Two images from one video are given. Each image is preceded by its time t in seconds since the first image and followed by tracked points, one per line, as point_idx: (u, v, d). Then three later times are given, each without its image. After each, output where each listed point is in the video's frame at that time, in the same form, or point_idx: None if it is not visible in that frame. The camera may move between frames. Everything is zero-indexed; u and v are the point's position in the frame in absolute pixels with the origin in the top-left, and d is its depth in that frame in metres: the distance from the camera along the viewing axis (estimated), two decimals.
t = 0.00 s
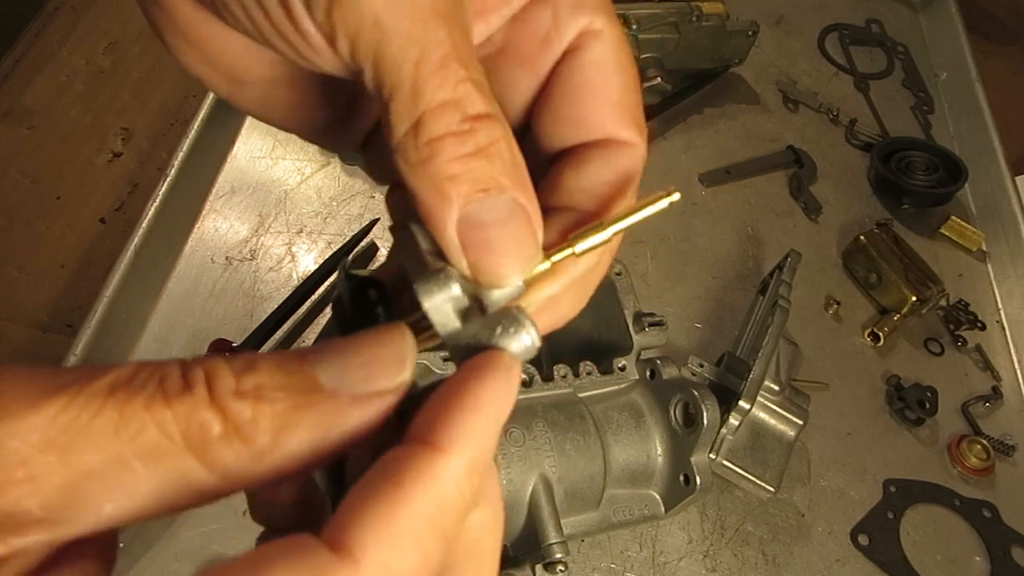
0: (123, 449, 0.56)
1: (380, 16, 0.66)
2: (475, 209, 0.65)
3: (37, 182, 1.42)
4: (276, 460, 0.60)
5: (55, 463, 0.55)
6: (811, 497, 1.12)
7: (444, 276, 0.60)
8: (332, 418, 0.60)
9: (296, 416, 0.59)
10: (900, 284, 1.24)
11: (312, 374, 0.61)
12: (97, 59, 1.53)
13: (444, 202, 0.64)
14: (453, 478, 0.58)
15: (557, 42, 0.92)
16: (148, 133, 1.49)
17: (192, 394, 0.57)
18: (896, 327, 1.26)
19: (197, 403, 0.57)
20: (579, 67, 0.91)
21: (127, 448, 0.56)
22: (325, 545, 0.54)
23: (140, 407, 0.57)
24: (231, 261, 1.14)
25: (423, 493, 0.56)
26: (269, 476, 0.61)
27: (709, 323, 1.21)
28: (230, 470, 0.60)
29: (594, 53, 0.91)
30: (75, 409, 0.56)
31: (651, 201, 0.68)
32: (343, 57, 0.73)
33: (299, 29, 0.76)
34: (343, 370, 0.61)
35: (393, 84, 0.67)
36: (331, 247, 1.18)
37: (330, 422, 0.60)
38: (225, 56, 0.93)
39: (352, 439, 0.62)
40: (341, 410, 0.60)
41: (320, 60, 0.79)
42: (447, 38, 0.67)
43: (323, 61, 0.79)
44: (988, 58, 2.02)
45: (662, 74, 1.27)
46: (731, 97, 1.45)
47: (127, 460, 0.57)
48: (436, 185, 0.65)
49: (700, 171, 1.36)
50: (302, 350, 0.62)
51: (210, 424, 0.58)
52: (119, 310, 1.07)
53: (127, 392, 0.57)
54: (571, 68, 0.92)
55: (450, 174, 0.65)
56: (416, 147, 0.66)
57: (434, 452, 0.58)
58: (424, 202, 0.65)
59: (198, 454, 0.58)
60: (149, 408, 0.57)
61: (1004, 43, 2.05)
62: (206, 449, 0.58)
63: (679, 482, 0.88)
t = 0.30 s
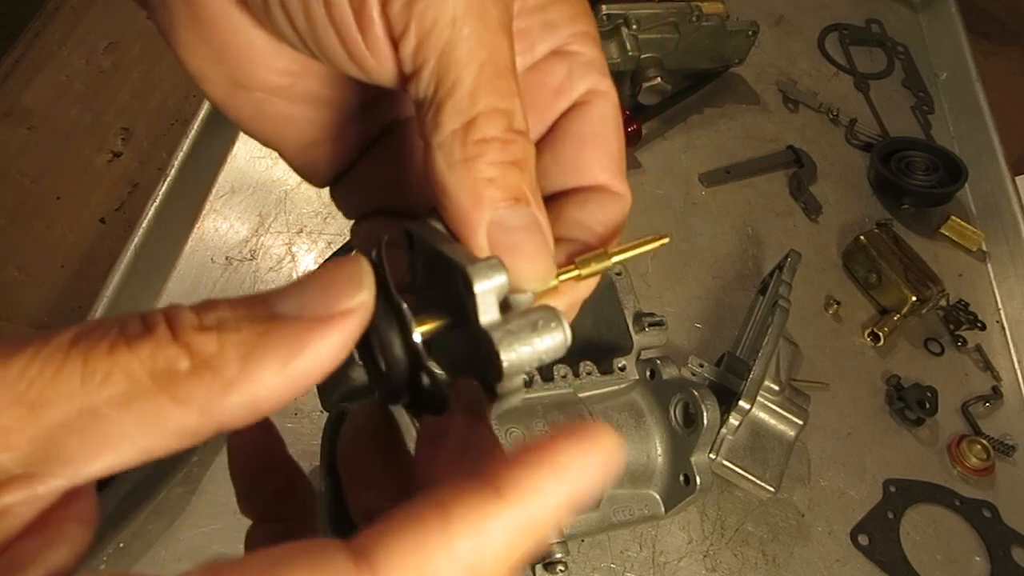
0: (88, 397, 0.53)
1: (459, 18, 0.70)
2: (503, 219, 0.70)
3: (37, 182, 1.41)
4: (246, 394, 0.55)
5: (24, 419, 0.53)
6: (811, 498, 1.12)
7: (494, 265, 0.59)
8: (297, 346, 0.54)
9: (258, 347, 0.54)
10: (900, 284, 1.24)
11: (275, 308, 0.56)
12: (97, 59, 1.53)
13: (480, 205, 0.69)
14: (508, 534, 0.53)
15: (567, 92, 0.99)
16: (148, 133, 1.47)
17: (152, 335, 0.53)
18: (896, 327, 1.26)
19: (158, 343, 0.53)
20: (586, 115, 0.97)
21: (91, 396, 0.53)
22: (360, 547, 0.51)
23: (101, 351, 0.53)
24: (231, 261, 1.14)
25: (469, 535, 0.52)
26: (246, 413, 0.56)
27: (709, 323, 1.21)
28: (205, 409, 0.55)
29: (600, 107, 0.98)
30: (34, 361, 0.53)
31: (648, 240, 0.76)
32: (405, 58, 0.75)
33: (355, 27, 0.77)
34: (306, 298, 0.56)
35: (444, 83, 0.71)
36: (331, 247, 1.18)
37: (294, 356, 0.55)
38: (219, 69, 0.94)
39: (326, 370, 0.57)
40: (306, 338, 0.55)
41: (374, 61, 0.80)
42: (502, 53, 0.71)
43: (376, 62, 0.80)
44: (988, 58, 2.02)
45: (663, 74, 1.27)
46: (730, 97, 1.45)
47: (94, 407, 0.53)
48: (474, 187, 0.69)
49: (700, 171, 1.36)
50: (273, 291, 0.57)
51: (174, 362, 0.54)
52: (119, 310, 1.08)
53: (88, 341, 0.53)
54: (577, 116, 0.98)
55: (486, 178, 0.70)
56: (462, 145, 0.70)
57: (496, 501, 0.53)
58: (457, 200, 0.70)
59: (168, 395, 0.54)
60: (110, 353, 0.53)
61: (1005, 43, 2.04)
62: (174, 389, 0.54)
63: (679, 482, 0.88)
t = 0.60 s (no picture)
0: (118, 311, 0.53)
1: (483, 42, 0.73)
2: (507, 238, 0.71)
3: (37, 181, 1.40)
4: (260, 300, 0.57)
5: (68, 330, 0.52)
6: (811, 497, 1.12)
7: (531, 277, 0.57)
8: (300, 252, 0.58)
9: (264, 255, 0.57)
10: (900, 284, 1.24)
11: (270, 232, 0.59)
12: (97, 59, 1.52)
13: (490, 222, 0.72)
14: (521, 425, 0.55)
15: (550, 136, 0.99)
16: (148, 133, 1.45)
17: (166, 254, 0.55)
18: (896, 328, 1.26)
19: (172, 260, 0.55)
20: (564, 160, 0.98)
21: (121, 309, 0.53)
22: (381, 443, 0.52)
23: (121, 271, 0.54)
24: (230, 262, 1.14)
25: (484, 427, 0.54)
26: (264, 319, 0.58)
27: (709, 323, 1.21)
28: (231, 312, 0.56)
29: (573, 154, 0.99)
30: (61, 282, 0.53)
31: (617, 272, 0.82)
32: (425, 73, 0.75)
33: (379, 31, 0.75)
34: (295, 214, 0.61)
35: (461, 101, 0.74)
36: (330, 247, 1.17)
37: (298, 262, 0.58)
38: (212, 62, 0.88)
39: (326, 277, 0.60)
40: (307, 245, 0.58)
41: (392, 73, 0.79)
42: (518, 79, 0.76)
43: (393, 76, 0.79)
44: (988, 58, 2.02)
45: (663, 74, 1.27)
46: (731, 97, 1.45)
47: (125, 319, 0.53)
48: (485, 204, 0.72)
49: (700, 171, 1.36)
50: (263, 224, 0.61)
51: (189, 275, 0.55)
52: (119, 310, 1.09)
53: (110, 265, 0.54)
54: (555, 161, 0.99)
55: (497, 196, 0.72)
56: (478, 162, 0.73)
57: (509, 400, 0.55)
58: (469, 214, 0.72)
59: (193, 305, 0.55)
60: (130, 271, 0.54)
61: (1004, 43, 2.04)
62: (195, 299, 0.55)
63: (679, 482, 0.88)
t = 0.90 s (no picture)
0: (156, 313, 0.55)
1: (494, 23, 0.77)
2: (513, 226, 0.74)
3: (37, 181, 1.40)
4: (291, 310, 0.60)
5: (106, 330, 0.53)
6: (811, 498, 1.12)
7: (542, 259, 0.59)
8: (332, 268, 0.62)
9: (298, 267, 0.61)
10: (900, 284, 1.24)
11: (301, 247, 0.63)
12: (97, 59, 1.52)
13: (501, 208, 0.74)
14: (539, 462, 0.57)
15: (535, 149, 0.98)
16: (148, 133, 1.45)
17: (204, 258, 0.58)
18: (896, 328, 1.26)
19: (211, 265, 0.58)
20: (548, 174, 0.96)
21: (159, 311, 0.55)
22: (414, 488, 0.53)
23: (161, 273, 0.56)
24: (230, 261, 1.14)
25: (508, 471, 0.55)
26: (291, 331, 0.61)
27: (709, 323, 1.21)
28: (264, 321, 0.58)
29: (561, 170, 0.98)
30: (103, 278, 0.54)
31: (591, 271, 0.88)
32: (438, 52, 0.78)
33: (387, 10, 0.78)
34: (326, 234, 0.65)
35: (476, 81, 0.76)
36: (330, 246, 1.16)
37: (329, 277, 0.62)
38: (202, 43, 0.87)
39: (351, 294, 0.64)
40: (338, 260, 0.62)
41: (397, 53, 0.81)
42: (527, 61, 0.79)
43: (399, 56, 0.81)
44: (989, 58, 2.02)
45: (663, 74, 1.27)
46: (731, 97, 1.45)
47: (164, 320, 0.55)
48: (495, 185, 0.74)
49: (700, 171, 1.36)
50: (293, 240, 0.64)
51: (226, 281, 0.58)
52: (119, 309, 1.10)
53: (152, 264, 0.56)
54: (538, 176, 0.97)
55: (508, 180, 0.75)
56: (492, 145, 0.76)
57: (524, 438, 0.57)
58: (480, 196, 0.74)
59: (228, 312, 0.57)
60: (170, 274, 0.56)
61: (1005, 43, 2.04)
62: (231, 305, 0.57)
63: (679, 482, 0.89)
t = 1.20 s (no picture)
0: (153, 324, 0.57)
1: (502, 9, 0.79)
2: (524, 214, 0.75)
3: (37, 181, 1.40)
4: (292, 329, 0.61)
5: (97, 339, 0.55)
6: (811, 497, 1.12)
7: (542, 232, 0.59)
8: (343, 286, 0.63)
9: (306, 285, 0.62)
10: (900, 284, 1.24)
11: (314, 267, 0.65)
12: (97, 58, 1.51)
13: (515, 194, 0.75)
14: (498, 482, 0.58)
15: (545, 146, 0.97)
16: (148, 133, 1.45)
17: (210, 272, 0.60)
18: (896, 327, 1.26)
19: (215, 280, 0.60)
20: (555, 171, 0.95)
21: (156, 323, 0.57)
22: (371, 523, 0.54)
23: (165, 284, 0.58)
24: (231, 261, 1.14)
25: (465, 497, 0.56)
26: (293, 349, 0.62)
27: (709, 322, 1.21)
28: (261, 338, 0.60)
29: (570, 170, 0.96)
30: (108, 287, 0.57)
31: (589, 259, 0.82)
32: (449, 44, 0.80)
33: (398, 6, 0.79)
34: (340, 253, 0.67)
35: (492, 66, 0.78)
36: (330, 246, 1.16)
37: (338, 298, 0.63)
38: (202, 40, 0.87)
39: (362, 312, 0.65)
40: (348, 278, 0.63)
41: (409, 49, 0.82)
42: (541, 49, 0.82)
43: (411, 51, 0.82)
44: (989, 58, 2.02)
45: (663, 74, 1.27)
46: (730, 97, 1.45)
47: (161, 332, 0.57)
48: (509, 169, 0.75)
49: (700, 171, 1.36)
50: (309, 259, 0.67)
51: (228, 296, 0.60)
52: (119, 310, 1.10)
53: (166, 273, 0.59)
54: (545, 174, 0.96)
55: (525, 165, 0.76)
56: (512, 127, 0.76)
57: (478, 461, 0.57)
58: (494, 180, 0.75)
59: (226, 327, 0.59)
60: (172, 287, 0.58)
61: (1004, 43, 2.04)
62: (230, 321, 0.59)
63: (679, 482, 0.89)
